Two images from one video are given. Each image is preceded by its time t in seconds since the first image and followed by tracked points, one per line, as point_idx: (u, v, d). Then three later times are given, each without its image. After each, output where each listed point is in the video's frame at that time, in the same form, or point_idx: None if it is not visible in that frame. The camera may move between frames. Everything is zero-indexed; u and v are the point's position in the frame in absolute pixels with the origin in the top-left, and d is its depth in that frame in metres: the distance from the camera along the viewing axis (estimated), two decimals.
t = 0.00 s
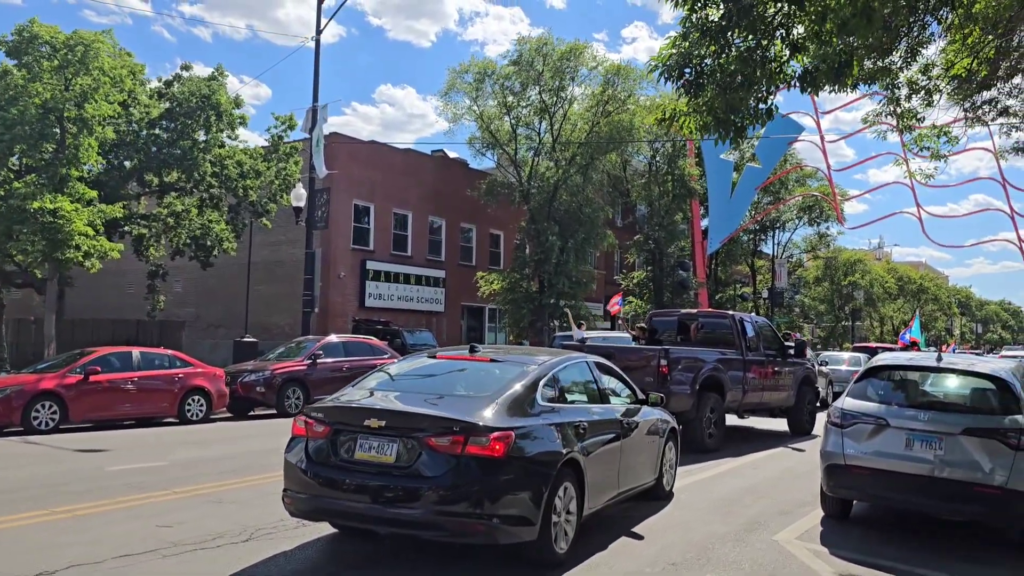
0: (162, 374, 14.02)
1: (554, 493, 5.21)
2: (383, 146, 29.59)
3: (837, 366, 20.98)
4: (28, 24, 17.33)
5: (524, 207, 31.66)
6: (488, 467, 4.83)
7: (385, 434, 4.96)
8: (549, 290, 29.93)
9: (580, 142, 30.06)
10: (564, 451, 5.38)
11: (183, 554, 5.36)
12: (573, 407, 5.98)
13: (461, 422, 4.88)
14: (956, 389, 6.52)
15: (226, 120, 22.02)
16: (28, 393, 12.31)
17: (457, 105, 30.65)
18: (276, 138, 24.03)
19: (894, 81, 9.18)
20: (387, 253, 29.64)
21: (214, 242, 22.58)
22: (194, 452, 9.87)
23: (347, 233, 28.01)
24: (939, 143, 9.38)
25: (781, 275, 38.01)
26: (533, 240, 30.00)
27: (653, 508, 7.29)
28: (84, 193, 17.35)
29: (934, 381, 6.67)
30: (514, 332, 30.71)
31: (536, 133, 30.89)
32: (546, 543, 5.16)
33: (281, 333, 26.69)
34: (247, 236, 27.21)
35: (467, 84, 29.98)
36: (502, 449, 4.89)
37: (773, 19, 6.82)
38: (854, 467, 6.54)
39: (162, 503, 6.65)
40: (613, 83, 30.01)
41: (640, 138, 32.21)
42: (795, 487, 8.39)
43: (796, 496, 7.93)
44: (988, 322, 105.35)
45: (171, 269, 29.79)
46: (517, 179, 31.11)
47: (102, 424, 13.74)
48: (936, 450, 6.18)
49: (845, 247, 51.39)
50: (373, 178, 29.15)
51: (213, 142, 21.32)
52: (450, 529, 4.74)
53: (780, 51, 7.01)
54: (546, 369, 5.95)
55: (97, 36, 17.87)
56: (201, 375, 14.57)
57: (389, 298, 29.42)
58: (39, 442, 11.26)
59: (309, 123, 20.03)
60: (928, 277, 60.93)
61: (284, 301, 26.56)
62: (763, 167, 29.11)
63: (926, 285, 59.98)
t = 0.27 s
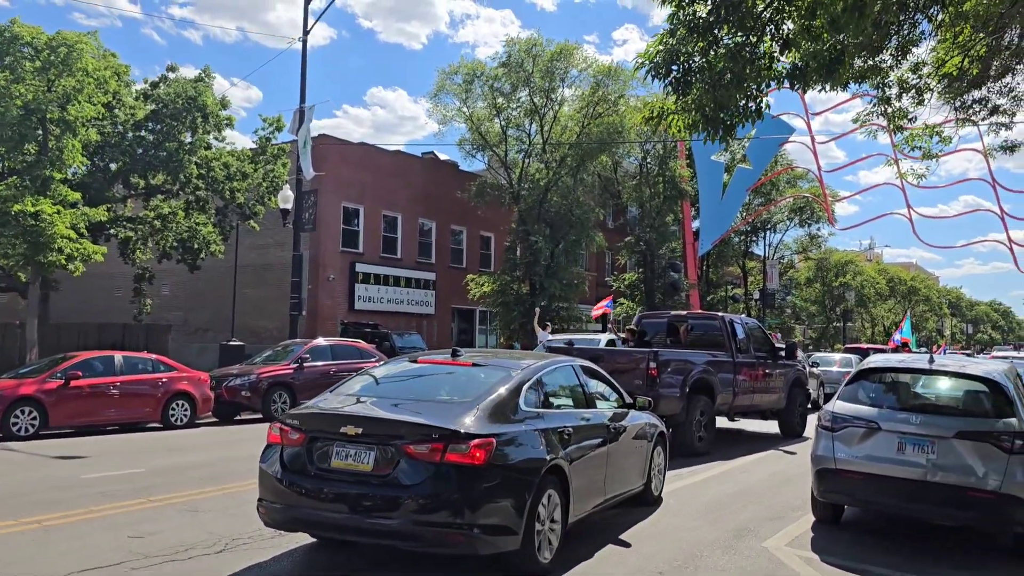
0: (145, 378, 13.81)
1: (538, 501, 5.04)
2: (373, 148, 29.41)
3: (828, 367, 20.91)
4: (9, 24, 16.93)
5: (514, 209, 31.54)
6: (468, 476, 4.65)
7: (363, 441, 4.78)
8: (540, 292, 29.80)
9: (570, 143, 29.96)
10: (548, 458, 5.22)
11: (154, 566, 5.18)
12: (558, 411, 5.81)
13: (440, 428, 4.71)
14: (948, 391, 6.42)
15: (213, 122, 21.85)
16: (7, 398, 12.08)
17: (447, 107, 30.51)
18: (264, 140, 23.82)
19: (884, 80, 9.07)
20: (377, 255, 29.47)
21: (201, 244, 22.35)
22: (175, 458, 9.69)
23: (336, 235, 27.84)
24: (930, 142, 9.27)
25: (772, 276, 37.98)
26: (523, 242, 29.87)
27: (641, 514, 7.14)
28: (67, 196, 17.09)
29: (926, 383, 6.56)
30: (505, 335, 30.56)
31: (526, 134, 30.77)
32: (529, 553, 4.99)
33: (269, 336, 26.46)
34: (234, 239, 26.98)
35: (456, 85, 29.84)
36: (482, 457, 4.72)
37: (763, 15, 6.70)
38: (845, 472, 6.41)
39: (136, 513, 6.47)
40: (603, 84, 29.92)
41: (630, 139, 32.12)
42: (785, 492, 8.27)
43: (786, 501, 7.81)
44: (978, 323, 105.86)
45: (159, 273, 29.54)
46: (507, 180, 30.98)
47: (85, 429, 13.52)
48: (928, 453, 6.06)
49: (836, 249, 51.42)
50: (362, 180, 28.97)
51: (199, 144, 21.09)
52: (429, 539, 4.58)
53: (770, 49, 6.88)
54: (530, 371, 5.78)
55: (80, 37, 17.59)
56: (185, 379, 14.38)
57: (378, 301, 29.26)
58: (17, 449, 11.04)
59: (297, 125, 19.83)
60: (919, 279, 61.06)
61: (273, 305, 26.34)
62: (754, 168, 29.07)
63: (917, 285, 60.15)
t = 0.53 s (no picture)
0: (132, 382, 13.62)
1: (522, 508, 4.89)
2: (366, 149, 29.27)
3: (823, 368, 20.83)
4: None
5: (508, 210, 31.42)
6: (450, 482, 4.51)
7: (341, 447, 4.63)
8: (535, 294, 29.68)
9: (564, 144, 29.86)
10: (533, 464, 5.08)
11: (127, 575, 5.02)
12: (545, 415, 5.67)
13: (420, 433, 4.56)
14: (944, 393, 6.31)
15: (204, 122, 21.71)
16: None
17: (440, 108, 30.37)
18: (256, 141, 23.64)
19: (879, 77, 8.96)
20: (370, 257, 29.32)
21: (192, 246, 22.17)
22: (160, 462, 9.53)
23: (329, 237, 27.71)
24: (925, 141, 9.15)
25: (767, 277, 37.93)
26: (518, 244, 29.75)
27: (632, 519, 7.00)
28: (54, 196, 16.88)
29: (921, 385, 6.44)
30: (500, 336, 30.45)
31: (520, 135, 30.66)
32: (514, 562, 4.84)
33: (262, 339, 26.30)
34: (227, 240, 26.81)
35: (450, 86, 29.71)
36: (464, 463, 4.57)
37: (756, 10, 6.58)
38: (839, 476, 6.29)
39: (114, 520, 6.31)
40: (597, 85, 29.83)
41: (625, 140, 32.04)
42: (779, 495, 8.15)
43: (780, 505, 7.68)
44: (972, 324, 106.12)
45: (150, 274, 29.34)
46: (501, 181, 30.87)
47: (72, 433, 13.36)
48: (923, 457, 5.95)
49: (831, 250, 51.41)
50: (355, 181, 28.82)
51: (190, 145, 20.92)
52: (409, 548, 4.43)
53: (763, 46, 6.76)
54: (516, 373, 5.64)
55: (68, 36, 17.40)
56: (174, 382, 14.21)
57: (372, 303, 29.12)
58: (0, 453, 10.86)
59: (288, 126, 19.65)
60: (914, 280, 61.13)
61: (266, 306, 26.17)
62: (749, 169, 28.99)
63: (912, 286, 60.19)
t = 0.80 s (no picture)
0: (125, 383, 13.50)
1: (507, 513, 4.74)
2: (364, 149, 29.15)
3: (823, 370, 20.69)
4: None
5: (507, 211, 31.28)
6: (431, 485, 4.36)
7: (319, 449, 4.49)
8: (534, 295, 29.53)
9: (563, 145, 29.75)
10: (519, 466, 4.94)
11: None
12: (532, 415, 5.52)
13: (400, 435, 4.42)
14: (943, 394, 6.17)
15: (200, 122, 21.60)
16: None
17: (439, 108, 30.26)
18: (253, 140, 23.53)
19: (876, 74, 8.83)
20: (369, 257, 29.21)
21: (189, 246, 22.05)
22: (148, 464, 9.40)
23: (327, 237, 27.60)
24: (924, 138, 9.02)
25: (768, 278, 37.77)
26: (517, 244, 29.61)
27: (624, 522, 6.86)
28: (48, 196, 16.71)
29: (920, 386, 6.30)
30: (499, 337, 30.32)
31: (519, 136, 30.56)
32: (498, 568, 4.70)
33: (259, 339, 26.17)
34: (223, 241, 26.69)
35: (449, 86, 29.60)
36: (445, 465, 4.42)
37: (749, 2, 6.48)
38: (834, 479, 6.14)
39: (94, 523, 6.18)
40: (596, 85, 29.71)
41: (625, 140, 31.91)
42: (776, 498, 8.01)
43: (776, 508, 7.53)
44: (974, 326, 105.91)
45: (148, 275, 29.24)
46: (500, 182, 30.74)
47: (64, 435, 13.25)
48: (921, 460, 5.80)
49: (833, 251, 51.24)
50: (353, 182, 28.71)
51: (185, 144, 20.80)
52: (388, 553, 4.28)
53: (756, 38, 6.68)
54: (503, 373, 5.49)
55: (62, 35, 17.31)
56: (167, 383, 14.09)
57: (370, 303, 29.01)
58: None
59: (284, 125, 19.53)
60: (916, 282, 60.91)
61: (263, 307, 26.05)
62: (749, 170, 28.86)
63: (914, 288, 59.99)
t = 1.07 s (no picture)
0: (121, 384, 13.44)
1: (494, 521, 4.62)
2: (367, 149, 29.07)
3: (826, 371, 20.53)
4: None
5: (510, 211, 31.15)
6: (414, 493, 4.24)
7: (298, 455, 4.38)
8: (537, 296, 29.39)
9: (566, 145, 29.62)
10: (507, 472, 4.81)
11: None
12: (523, 420, 5.40)
13: (381, 441, 4.30)
14: (945, 398, 6.01)
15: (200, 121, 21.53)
16: None
17: (442, 108, 30.14)
18: (254, 140, 23.45)
19: (879, 72, 8.67)
20: (371, 258, 29.13)
21: (190, 246, 21.99)
22: (141, 466, 9.31)
23: (329, 237, 27.53)
24: (926, 136, 8.87)
25: (773, 279, 37.58)
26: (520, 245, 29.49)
27: (619, 528, 6.73)
28: (47, 195, 16.68)
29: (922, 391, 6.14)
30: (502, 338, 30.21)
31: (523, 136, 30.44)
32: None
33: (261, 340, 26.11)
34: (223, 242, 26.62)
35: (451, 86, 29.49)
36: (429, 473, 4.30)
37: None
38: (832, 485, 6.00)
39: (78, 528, 6.07)
40: (599, 85, 29.57)
41: (628, 140, 31.77)
42: (775, 504, 7.87)
43: (775, 514, 7.39)
44: (981, 327, 105.45)
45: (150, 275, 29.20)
46: (503, 182, 30.62)
47: (60, 435, 13.19)
48: (921, 466, 5.66)
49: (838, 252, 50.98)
50: (356, 182, 28.63)
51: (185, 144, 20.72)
52: (369, 563, 4.17)
53: (752, 34, 6.55)
54: (493, 376, 5.37)
55: (60, 34, 17.24)
56: (163, 384, 14.03)
57: (372, 304, 28.93)
58: None
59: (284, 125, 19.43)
60: (922, 283, 60.61)
61: (265, 307, 25.99)
62: (753, 171, 28.69)
63: (920, 289, 59.68)
